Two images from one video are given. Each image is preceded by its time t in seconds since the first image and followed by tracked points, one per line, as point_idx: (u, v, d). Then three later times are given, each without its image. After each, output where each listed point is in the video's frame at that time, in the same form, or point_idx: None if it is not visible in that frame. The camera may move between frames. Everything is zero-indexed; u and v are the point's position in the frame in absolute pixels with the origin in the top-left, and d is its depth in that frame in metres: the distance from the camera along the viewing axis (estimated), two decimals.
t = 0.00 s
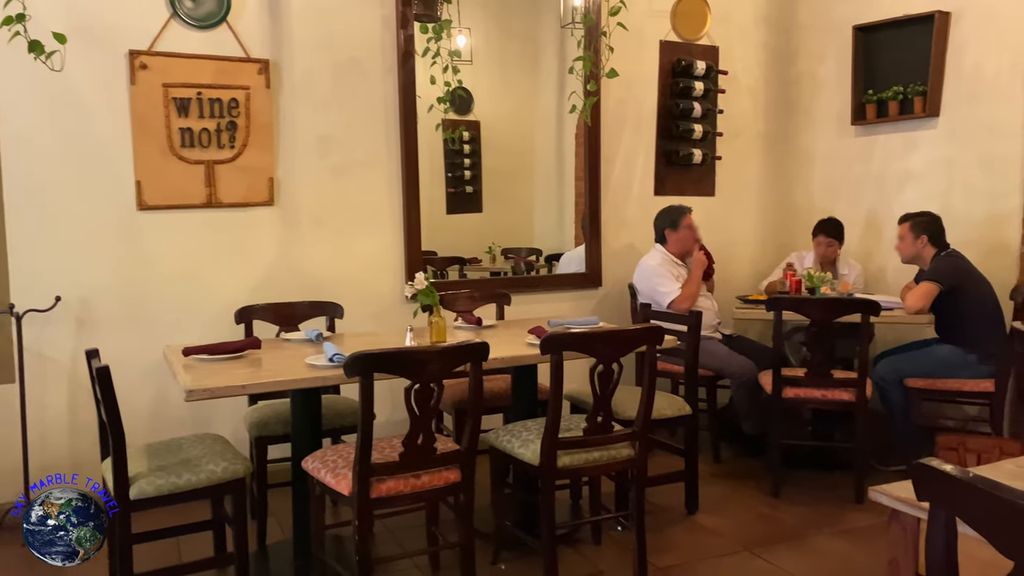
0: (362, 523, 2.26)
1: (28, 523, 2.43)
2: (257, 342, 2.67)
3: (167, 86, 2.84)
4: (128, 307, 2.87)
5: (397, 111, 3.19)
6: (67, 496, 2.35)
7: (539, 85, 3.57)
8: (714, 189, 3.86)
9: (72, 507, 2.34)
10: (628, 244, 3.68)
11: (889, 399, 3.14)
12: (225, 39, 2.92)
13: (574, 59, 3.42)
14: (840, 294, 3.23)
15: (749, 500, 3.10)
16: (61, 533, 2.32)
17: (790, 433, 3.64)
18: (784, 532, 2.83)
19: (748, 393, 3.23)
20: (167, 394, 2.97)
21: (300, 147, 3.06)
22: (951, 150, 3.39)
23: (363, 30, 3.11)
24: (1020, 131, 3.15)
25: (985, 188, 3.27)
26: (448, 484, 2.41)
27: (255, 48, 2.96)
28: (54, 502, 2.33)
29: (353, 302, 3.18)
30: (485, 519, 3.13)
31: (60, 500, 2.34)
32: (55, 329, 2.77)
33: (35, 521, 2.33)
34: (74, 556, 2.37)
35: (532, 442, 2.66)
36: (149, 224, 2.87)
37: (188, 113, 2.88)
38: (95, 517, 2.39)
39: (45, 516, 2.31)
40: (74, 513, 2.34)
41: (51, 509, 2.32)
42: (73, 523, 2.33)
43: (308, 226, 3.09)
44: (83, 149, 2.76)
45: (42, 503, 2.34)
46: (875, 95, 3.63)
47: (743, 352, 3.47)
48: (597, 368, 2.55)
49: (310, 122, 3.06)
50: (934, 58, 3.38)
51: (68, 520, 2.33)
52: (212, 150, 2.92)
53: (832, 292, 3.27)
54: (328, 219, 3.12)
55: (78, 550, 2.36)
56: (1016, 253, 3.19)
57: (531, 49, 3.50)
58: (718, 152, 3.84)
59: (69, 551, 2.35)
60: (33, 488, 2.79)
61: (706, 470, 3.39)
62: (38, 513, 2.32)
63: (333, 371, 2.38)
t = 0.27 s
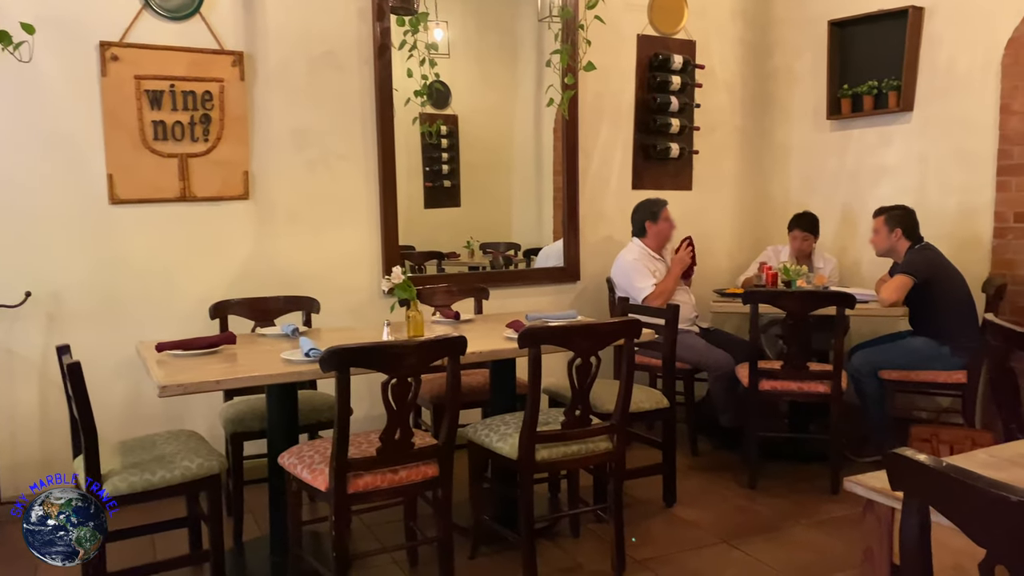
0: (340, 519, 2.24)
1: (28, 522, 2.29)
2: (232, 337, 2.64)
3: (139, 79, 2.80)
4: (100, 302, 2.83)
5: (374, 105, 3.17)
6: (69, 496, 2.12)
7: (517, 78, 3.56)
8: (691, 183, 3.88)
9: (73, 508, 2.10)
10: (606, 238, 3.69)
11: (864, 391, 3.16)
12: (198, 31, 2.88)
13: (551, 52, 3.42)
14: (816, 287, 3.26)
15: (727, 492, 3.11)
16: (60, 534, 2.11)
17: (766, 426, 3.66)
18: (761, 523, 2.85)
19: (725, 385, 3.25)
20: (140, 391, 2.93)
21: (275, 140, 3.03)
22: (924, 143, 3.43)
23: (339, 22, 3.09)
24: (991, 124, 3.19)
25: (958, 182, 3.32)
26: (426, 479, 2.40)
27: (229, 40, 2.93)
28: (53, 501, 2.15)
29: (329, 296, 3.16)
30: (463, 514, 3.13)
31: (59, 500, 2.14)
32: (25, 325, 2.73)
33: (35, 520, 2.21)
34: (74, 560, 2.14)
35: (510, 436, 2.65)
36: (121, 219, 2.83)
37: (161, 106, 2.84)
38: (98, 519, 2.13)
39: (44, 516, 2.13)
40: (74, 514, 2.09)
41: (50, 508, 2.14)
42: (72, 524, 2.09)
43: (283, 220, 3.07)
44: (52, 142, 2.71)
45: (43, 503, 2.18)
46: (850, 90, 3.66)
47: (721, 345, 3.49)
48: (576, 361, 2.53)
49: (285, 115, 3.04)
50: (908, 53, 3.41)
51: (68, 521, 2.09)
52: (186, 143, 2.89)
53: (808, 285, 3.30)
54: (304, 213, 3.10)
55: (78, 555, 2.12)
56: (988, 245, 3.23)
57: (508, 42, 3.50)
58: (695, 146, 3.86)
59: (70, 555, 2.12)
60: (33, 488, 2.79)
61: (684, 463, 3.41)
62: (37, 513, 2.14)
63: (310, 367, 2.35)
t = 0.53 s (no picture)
0: (316, 515, 2.22)
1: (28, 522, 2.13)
2: (206, 333, 2.60)
3: (111, 71, 2.76)
4: (72, 299, 2.79)
5: (350, 98, 3.15)
6: (70, 495, 2.03)
7: (495, 73, 3.56)
8: (669, 178, 3.90)
9: (73, 508, 2.02)
10: (584, 233, 3.70)
11: (839, 384, 3.20)
12: (170, 23, 2.85)
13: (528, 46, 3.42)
14: (791, 281, 3.28)
15: (705, 485, 3.12)
16: (60, 533, 2.02)
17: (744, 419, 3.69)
18: (738, 516, 2.87)
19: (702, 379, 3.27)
20: (114, 388, 2.90)
21: (250, 134, 3.00)
22: (898, 138, 3.46)
23: (314, 15, 3.06)
24: (963, 119, 3.23)
25: (931, 176, 3.35)
26: (403, 474, 2.38)
27: (202, 32, 2.89)
28: (55, 501, 2.02)
29: (306, 291, 3.14)
30: (441, 509, 3.12)
31: (62, 500, 2.03)
32: None
33: (34, 521, 2.06)
34: (74, 559, 2.04)
35: (488, 430, 2.64)
36: (93, 214, 2.79)
37: (133, 99, 2.80)
38: (97, 517, 2.05)
39: (44, 516, 2.01)
40: (74, 513, 2.01)
41: (51, 509, 2.02)
42: (73, 523, 2.00)
43: (259, 215, 3.04)
44: (22, 136, 2.66)
45: (43, 503, 2.06)
46: (826, 84, 3.69)
47: (699, 339, 3.50)
48: (553, 356, 2.52)
49: (260, 109, 3.01)
50: (882, 48, 3.45)
51: (68, 520, 2.00)
52: (159, 137, 2.85)
53: (783, 279, 3.33)
54: (279, 208, 3.07)
55: (78, 553, 2.04)
56: (960, 239, 3.26)
57: (485, 36, 3.50)
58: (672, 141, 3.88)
59: (69, 553, 2.03)
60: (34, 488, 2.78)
61: (661, 456, 3.42)
62: (36, 512, 2.02)
63: (285, 362, 2.33)
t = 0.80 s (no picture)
0: (291, 513, 2.20)
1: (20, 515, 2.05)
2: (179, 331, 2.55)
3: (79, 65, 2.71)
4: (41, 296, 2.74)
5: (325, 93, 3.12)
6: (70, 495, 2.02)
7: (472, 68, 3.55)
8: (646, 174, 3.91)
9: (74, 508, 2.02)
10: (561, 229, 3.70)
11: (814, 377, 3.22)
12: (140, 16, 2.81)
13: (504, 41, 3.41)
14: (766, 276, 3.31)
15: (683, 480, 3.14)
16: (60, 533, 2.03)
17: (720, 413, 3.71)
18: (714, 510, 2.88)
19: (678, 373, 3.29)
20: (85, 388, 2.85)
21: (223, 129, 2.96)
22: (871, 134, 3.50)
23: (288, 9, 3.03)
24: (935, 115, 3.27)
25: (904, 172, 3.39)
26: (380, 472, 2.36)
27: (174, 26, 2.85)
28: (56, 502, 2.00)
29: (280, 288, 3.11)
30: (418, 506, 3.11)
31: (62, 501, 2.01)
32: None
33: (33, 524, 1.98)
34: (70, 557, 2.09)
35: (466, 427, 2.62)
36: (63, 210, 2.74)
37: (103, 94, 2.75)
38: (96, 517, 2.08)
39: (45, 517, 1.99)
40: (75, 514, 2.02)
41: (52, 510, 2.00)
42: (73, 523, 2.02)
43: (232, 211, 3.01)
44: None
45: (42, 503, 2.00)
46: (800, 81, 3.73)
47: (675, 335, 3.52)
48: (530, 351, 2.51)
49: (233, 104, 2.97)
50: (855, 45, 3.48)
51: (68, 520, 2.02)
52: (130, 132, 2.81)
53: (758, 274, 3.36)
54: (253, 204, 3.04)
55: (77, 551, 2.10)
56: (932, 234, 3.31)
57: (461, 31, 3.49)
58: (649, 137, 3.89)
59: (67, 552, 2.07)
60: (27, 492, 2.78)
61: (639, 451, 3.44)
62: (38, 514, 1.98)
63: (259, 359, 2.30)
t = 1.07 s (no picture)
0: (267, 512, 2.17)
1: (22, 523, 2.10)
2: (150, 331, 2.51)
3: (48, 59, 2.65)
4: (10, 295, 2.68)
5: (299, 89, 3.10)
6: (69, 494, 2.03)
7: (448, 64, 3.53)
8: (623, 170, 3.92)
9: (74, 508, 2.04)
10: (538, 226, 3.70)
11: (791, 372, 3.25)
12: (110, 10, 2.76)
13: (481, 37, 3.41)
14: (742, 272, 3.34)
15: (661, 476, 3.15)
16: (61, 533, 2.05)
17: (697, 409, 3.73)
18: (693, 505, 2.89)
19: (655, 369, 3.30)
20: (56, 388, 2.80)
21: (196, 125, 2.93)
22: (846, 131, 3.53)
23: (261, 4, 3.00)
24: (907, 112, 3.31)
25: (877, 168, 3.42)
26: (357, 471, 2.33)
27: (145, 20, 2.81)
28: (55, 501, 2.02)
29: (255, 285, 3.08)
30: (396, 504, 3.10)
31: (61, 501, 2.03)
32: None
33: (34, 523, 2.03)
34: (73, 557, 2.09)
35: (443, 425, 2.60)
36: (32, 207, 2.69)
37: (73, 89, 2.70)
38: (97, 517, 2.09)
39: (45, 517, 2.02)
40: (75, 513, 2.04)
41: (51, 509, 2.02)
42: (73, 523, 2.04)
43: (206, 208, 2.97)
44: None
45: (40, 504, 2.03)
46: (775, 78, 3.75)
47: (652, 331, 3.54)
48: (508, 348, 2.49)
49: (206, 99, 2.94)
50: (829, 42, 3.51)
51: (68, 520, 2.04)
52: (100, 128, 2.76)
53: (734, 270, 3.38)
54: (227, 200, 3.01)
55: (79, 553, 2.09)
56: (905, 230, 3.34)
57: (438, 27, 3.47)
58: (625, 134, 3.90)
59: (69, 552, 2.08)
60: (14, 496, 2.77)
61: (617, 447, 3.44)
62: (36, 513, 2.02)
63: (232, 358, 2.27)
